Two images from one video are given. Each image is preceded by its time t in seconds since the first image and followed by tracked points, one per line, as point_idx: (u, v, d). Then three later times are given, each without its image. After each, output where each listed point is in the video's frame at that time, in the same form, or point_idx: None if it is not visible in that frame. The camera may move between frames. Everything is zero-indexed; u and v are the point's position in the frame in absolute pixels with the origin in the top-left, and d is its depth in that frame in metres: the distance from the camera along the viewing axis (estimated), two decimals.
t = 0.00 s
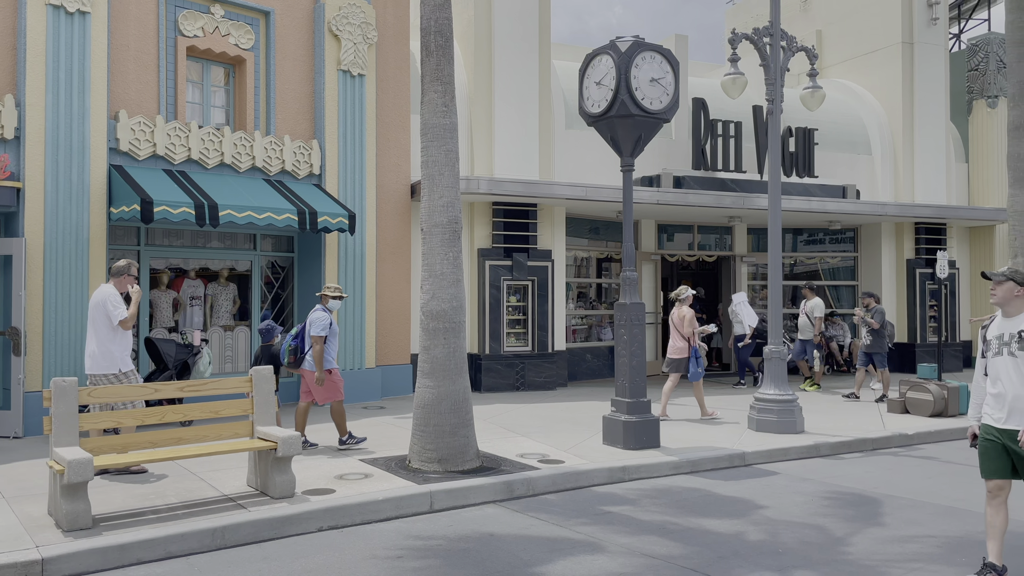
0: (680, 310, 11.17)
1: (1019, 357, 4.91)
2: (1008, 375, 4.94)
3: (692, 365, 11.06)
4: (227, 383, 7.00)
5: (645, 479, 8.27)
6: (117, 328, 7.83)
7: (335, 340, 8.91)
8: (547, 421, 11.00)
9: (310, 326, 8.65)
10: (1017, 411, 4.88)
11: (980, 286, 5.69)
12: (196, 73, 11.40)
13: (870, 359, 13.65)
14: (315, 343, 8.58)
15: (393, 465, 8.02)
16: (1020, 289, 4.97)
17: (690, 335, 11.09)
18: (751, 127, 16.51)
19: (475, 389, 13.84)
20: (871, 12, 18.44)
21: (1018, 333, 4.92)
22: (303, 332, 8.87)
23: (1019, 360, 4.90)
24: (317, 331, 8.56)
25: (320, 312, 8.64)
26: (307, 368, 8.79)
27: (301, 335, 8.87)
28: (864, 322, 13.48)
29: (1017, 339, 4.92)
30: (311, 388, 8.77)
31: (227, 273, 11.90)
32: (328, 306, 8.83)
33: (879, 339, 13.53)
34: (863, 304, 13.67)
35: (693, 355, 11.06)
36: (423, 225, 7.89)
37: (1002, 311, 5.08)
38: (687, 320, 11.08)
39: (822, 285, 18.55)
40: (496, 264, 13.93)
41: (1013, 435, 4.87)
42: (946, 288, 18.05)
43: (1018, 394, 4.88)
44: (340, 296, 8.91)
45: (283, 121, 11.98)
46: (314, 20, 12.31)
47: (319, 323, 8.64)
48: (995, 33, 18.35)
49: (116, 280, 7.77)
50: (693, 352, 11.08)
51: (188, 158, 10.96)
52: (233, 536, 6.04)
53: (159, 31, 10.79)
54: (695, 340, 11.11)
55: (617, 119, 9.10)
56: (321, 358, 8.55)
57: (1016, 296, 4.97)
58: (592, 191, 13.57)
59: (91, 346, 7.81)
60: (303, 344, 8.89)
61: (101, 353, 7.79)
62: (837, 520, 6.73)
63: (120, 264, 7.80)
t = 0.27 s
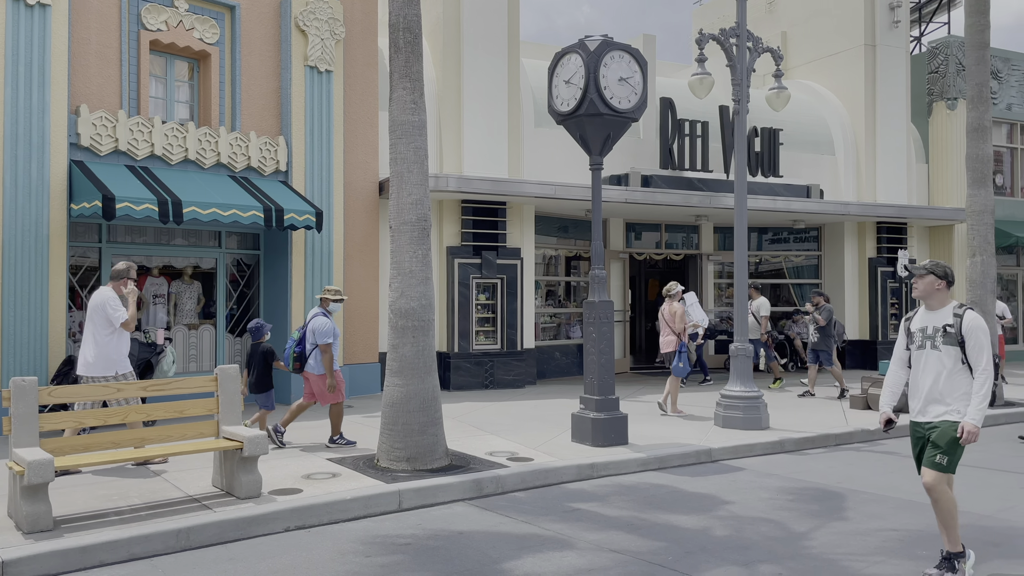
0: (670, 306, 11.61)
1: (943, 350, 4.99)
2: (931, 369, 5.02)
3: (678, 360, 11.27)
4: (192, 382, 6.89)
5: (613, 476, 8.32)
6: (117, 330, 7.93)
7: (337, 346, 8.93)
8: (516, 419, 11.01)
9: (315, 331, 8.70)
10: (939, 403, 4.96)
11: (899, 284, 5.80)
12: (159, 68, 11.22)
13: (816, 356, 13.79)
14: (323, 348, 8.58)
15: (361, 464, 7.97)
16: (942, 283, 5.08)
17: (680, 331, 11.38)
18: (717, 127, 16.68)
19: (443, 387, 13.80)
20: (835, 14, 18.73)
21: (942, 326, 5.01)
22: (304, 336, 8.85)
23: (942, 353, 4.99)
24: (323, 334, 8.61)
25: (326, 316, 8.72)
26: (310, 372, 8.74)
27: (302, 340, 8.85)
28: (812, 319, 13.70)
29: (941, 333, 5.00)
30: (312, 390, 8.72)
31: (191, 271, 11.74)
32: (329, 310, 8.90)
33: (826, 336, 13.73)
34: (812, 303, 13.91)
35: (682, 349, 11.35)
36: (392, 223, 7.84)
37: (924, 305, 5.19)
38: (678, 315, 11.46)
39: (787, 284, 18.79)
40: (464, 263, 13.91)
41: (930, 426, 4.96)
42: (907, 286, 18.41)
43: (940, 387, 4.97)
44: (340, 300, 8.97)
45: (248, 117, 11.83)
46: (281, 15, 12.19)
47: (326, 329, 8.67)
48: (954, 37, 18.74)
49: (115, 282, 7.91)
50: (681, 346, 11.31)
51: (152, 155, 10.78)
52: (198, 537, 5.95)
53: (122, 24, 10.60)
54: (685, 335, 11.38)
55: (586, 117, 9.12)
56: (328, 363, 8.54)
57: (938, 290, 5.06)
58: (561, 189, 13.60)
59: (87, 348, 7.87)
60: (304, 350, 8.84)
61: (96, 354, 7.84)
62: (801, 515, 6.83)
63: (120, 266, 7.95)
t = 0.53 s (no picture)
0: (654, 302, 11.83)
1: (863, 354, 5.00)
2: (850, 372, 5.03)
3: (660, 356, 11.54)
4: (152, 380, 6.78)
5: (579, 472, 8.36)
6: (111, 321, 8.05)
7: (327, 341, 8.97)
8: (482, 415, 11.01)
9: (306, 323, 8.71)
10: (857, 407, 4.97)
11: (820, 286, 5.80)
12: (117, 60, 11.00)
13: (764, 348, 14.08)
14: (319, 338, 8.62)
15: (325, 462, 7.90)
16: (866, 286, 5.07)
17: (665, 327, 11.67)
18: (682, 125, 16.81)
19: (409, 384, 13.74)
20: (796, 15, 19.00)
21: (863, 330, 5.01)
22: (294, 327, 8.89)
23: (862, 357, 5.00)
24: (316, 326, 8.65)
25: (318, 308, 8.74)
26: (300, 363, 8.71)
27: (292, 331, 8.88)
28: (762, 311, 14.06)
29: (861, 336, 5.00)
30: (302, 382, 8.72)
31: (151, 268, 11.53)
32: (319, 303, 8.95)
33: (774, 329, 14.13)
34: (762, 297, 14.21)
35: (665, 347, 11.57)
36: (356, 219, 7.78)
37: (847, 307, 5.16)
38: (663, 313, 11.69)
39: (749, 281, 19.03)
40: (430, 259, 13.86)
41: (851, 431, 4.96)
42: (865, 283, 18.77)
43: (858, 391, 4.98)
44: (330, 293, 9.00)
45: (210, 111, 11.65)
46: (243, 8, 12.01)
47: (320, 320, 8.71)
48: (912, 38, 19.10)
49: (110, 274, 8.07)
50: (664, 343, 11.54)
51: (110, 148, 10.55)
52: (159, 537, 5.86)
53: (78, 15, 10.36)
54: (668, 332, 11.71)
55: (552, 114, 9.12)
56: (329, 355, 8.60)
57: (862, 293, 5.05)
58: (527, 186, 13.60)
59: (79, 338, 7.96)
60: (294, 340, 8.87)
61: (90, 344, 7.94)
62: (764, 509, 6.93)
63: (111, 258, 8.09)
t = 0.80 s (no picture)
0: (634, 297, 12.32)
1: (778, 341, 5.01)
2: (767, 359, 5.05)
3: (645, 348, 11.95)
4: (107, 377, 6.64)
5: (543, 466, 8.38)
6: (98, 320, 7.98)
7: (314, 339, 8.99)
8: (446, 411, 10.98)
9: (295, 322, 8.72)
10: (773, 394, 4.97)
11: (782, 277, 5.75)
12: (71, 50, 10.76)
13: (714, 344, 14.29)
14: (306, 338, 8.66)
15: (286, 459, 7.81)
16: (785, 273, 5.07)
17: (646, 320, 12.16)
18: (644, 122, 16.93)
19: (372, 380, 13.64)
20: (755, 13, 19.24)
21: (780, 317, 5.02)
22: (282, 326, 8.87)
23: (778, 344, 5.00)
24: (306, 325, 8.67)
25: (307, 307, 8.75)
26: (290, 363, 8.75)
27: (280, 330, 8.87)
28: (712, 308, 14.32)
29: (778, 324, 5.01)
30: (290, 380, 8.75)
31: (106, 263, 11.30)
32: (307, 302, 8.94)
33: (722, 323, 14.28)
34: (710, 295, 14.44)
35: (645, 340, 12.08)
36: (318, 213, 7.69)
37: (771, 295, 5.17)
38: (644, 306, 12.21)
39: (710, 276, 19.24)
40: (393, 254, 13.76)
41: (768, 419, 4.97)
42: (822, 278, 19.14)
43: (773, 379, 4.99)
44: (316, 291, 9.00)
45: (167, 103, 11.43)
46: None
47: (306, 320, 8.73)
48: (868, 38, 19.46)
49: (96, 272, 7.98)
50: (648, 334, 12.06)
51: (63, 141, 10.30)
52: (115, 537, 5.74)
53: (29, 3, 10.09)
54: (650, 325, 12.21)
55: (515, 109, 9.11)
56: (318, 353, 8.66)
57: (782, 279, 5.03)
58: (491, 181, 13.58)
59: (63, 336, 7.90)
60: (282, 340, 8.87)
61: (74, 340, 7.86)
62: (724, 500, 7.02)
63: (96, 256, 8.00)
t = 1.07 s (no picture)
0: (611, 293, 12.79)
1: (690, 341, 4.92)
2: (678, 361, 4.97)
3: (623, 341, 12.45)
4: (57, 373, 6.48)
5: (503, 460, 8.39)
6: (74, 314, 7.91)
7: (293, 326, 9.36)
8: (406, 406, 10.93)
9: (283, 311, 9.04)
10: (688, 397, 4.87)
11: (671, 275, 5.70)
12: (18, 39, 10.48)
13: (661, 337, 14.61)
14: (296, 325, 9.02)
15: (243, 456, 7.70)
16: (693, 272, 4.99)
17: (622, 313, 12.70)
18: (604, 117, 17.00)
19: (331, 376, 13.51)
20: (714, 10, 19.44)
21: (690, 317, 4.93)
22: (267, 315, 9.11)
23: (690, 345, 4.92)
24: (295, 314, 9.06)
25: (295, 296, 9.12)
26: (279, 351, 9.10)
27: (265, 319, 9.10)
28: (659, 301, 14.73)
29: (688, 324, 4.93)
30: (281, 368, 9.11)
31: (56, 257, 11.01)
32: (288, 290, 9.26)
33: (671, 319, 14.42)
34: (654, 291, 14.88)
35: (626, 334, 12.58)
36: (274, 206, 7.58)
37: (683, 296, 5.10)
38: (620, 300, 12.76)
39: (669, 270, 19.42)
40: (352, 248, 13.63)
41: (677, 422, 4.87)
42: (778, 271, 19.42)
43: (683, 380, 4.90)
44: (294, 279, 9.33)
45: (118, 93, 11.17)
46: None
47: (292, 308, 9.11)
48: (823, 36, 19.79)
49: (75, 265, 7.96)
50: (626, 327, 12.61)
51: (9, 131, 10.01)
52: (66, 537, 5.61)
53: None
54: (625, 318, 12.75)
55: (475, 103, 9.07)
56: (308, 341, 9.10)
57: (693, 280, 4.99)
58: (451, 175, 13.52)
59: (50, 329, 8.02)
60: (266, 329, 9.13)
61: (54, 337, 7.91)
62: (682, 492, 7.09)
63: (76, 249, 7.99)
